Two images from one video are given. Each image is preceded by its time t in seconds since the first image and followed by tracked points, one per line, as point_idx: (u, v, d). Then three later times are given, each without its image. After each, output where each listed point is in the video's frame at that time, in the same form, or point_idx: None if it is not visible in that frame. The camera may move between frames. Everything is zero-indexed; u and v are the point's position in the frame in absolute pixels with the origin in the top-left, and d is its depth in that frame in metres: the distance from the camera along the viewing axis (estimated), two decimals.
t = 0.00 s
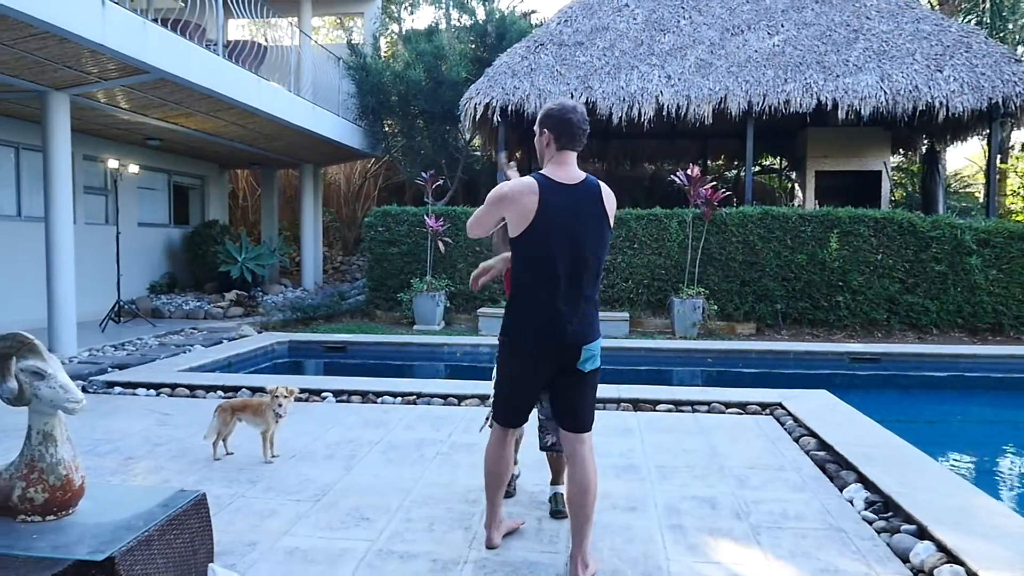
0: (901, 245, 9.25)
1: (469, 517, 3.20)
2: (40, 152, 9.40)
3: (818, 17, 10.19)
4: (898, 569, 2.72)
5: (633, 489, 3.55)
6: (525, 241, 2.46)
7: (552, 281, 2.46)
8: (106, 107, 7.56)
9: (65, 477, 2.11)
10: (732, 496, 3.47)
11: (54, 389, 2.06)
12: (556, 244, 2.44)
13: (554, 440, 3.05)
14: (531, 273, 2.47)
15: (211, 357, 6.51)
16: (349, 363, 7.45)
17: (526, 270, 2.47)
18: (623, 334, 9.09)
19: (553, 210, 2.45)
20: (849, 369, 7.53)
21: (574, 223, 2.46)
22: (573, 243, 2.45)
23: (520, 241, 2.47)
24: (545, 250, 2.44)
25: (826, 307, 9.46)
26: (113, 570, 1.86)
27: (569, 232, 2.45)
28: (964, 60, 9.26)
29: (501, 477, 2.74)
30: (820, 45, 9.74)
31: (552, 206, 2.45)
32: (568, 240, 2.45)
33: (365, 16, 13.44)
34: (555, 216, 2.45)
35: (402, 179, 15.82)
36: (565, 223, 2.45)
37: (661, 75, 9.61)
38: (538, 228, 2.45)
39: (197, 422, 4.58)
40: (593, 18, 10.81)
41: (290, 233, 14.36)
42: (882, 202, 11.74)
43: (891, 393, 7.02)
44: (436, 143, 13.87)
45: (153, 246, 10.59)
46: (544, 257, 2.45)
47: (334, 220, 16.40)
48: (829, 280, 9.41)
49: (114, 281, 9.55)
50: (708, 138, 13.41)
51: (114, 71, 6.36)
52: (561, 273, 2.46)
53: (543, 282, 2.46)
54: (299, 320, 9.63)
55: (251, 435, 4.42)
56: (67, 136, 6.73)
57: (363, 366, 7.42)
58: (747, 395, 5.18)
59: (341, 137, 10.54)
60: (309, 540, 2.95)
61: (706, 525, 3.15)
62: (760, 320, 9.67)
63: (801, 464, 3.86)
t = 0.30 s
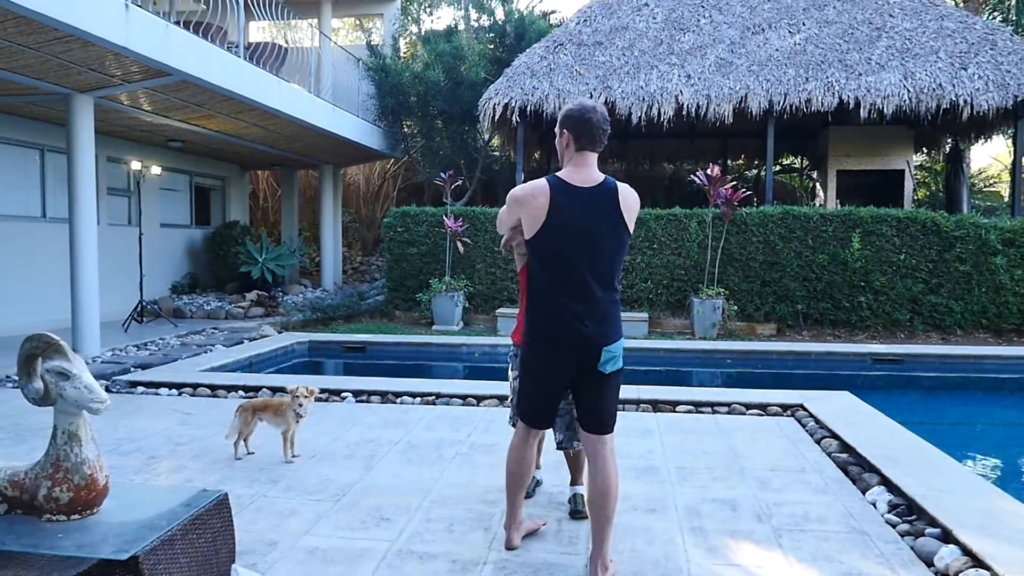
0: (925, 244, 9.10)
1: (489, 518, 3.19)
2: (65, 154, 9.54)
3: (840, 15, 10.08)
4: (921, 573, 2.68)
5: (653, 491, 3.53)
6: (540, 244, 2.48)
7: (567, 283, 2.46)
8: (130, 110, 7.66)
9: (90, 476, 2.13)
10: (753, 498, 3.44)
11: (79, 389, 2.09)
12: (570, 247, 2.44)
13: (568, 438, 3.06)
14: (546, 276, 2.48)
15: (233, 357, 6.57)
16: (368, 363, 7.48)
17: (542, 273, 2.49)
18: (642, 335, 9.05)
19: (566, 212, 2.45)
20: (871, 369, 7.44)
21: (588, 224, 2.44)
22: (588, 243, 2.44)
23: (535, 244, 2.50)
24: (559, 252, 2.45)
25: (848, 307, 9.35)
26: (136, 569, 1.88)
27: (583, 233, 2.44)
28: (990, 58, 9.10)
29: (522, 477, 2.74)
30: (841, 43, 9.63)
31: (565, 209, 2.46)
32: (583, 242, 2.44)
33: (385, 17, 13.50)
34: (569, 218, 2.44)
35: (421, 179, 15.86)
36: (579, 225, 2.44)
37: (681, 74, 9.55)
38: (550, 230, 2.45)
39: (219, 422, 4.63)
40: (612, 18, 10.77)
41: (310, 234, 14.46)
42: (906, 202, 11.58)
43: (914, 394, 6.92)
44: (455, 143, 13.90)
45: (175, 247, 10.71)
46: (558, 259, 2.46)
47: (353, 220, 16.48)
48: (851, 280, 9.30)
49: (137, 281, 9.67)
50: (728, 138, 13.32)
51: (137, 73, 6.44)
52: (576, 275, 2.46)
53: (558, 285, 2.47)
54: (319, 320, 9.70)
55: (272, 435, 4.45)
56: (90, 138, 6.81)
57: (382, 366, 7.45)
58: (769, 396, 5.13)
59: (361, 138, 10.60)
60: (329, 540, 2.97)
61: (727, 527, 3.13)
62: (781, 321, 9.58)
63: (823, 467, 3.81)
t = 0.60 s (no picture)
0: (927, 244, 9.08)
1: (491, 518, 3.19)
2: (67, 155, 9.55)
3: (842, 15, 10.07)
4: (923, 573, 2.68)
5: (655, 491, 3.53)
6: (538, 245, 2.51)
7: (565, 283, 2.47)
8: (132, 110, 7.67)
9: (93, 477, 2.13)
10: (756, 499, 3.44)
11: (82, 390, 2.09)
12: (567, 247, 2.46)
13: (573, 434, 3.02)
14: (544, 276, 2.50)
15: (234, 357, 6.57)
16: (370, 364, 7.48)
17: (541, 274, 2.52)
18: (644, 335, 9.04)
19: (563, 213, 2.47)
20: (872, 369, 7.43)
21: (585, 224, 2.45)
22: (585, 243, 2.45)
23: (533, 245, 2.53)
24: (556, 253, 2.47)
25: (850, 308, 9.34)
26: (140, 570, 1.88)
27: (579, 233, 2.46)
28: (992, 58, 9.09)
29: (528, 476, 2.76)
30: (843, 43, 9.62)
31: (562, 209, 2.48)
32: (580, 241, 2.46)
33: (386, 17, 13.50)
34: (565, 218, 2.46)
35: (422, 179, 15.87)
36: (575, 225, 2.46)
37: (682, 74, 9.54)
38: (548, 230, 2.48)
39: (221, 422, 4.63)
40: (613, 18, 10.77)
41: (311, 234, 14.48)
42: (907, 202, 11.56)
43: (915, 395, 6.92)
44: (456, 143, 13.91)
45: (177, 247, 10.72)
46: (556, 259, 2.48)
47: (355, 220, 16.48)
48: (853, 280, 9.29)
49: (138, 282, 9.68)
50: (729, 138, 13.31)
51: (139, 73, 6.44)
52: (574, 275, 2.47)
53: (556, 285, 2.49)
54: (321, 320, 9.72)
55: (274, 435, 4.45)
56: (92, 138, 6.82)
57: (383, 366, 7.46)
58: (770, 396, 5.13)
59: (362, 138, 10.60)
60: (331, 540, 2.97)
61: (730, 528, 3.12)
62: (782, 321, 9.58)
63: (825, 467, 3.81)
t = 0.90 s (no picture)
0: (927, 244, 9.09)
1: (492, 519, 3.19)
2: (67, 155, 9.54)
3: (841, 15, 10.07)
4: (924, 573, 2.68)
5: (656, 491, 3.53)
6: (539, 246, 2.50)
7: (567, 283, 2.48)
8: (131, 110, 7.66)
9: (94, 478, 2.13)
10: (756, 499, 3.44)
11: (83, 391, 2.09)
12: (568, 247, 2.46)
13: (578, 435, 3.03)
14: (546, 277, 2.50)
15: (234, 357, 6.57)
16: (370, 364, 7.48)
17: (542, 275, 2.51)
18: (644, 335, 9.04)
19: (564, 214, 2.47)
20: (872, 370, 7.43)
21: (585, 225, 2.47)
22: (586, 243, 2.46)
23: (534, 246, 2.52)
24: (558, 255, 2.47)
25: (850, 308, 9.34)
26: (142, 571, 1.88)
27: (580, 234, 2.47)
28: (991, 58, 9.08)
29: (530, 476, 2.77)
30: (843, 43, 9.62)
31: (563, 210, 2.48)
32: (581, 242, 2.47)
33: (386, 18, 13.50)
34: (566, 219, 2.47)
35: (422, 179, 15.86)
36: (576, 226, 2.47)
37: (683, 74, 9.54)
38: (549, 232, 2.48)
39: (221, 422, 4.63)
40: (613, 18, 10.77)
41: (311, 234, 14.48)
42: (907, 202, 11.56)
43: (915, 394, 6.92)
44: (456, 143, 13.92)
45: (177, 247, 10.72)
46: (558, 260, 2.48)
47: (355, 220, 16.49)
48: (853, 280, 9.30)
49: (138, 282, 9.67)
50: (730, 137, 13.28)
51: (139, 74, 6.44)
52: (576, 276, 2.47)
53: (558, 287, 2.49)
54: (321, 320, 9.72)
55: (274, 436, 4.45)
56: (92, 139, 6.82)
57: (383, 366, 7.46)
58: (770, 396, 5.13)
59: (362, 138, 10.58)
60: (333, 541, 2.97)
61: (730, 528, 3.13)
62: (782, 321, 9.58)
63: (826, 467, 3.81)
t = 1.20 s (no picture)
0: (926, 244, 9.09)
1: (492, 519, 3.20)
2: (66, 155, 9.54)
3: (840, 15, 10.08)
4: (924, 573, 2.69)
5: (656, 491, 3.54)
6: (536, 249, 2.55)
7: (564, 285, 2.50)
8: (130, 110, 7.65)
9: (96, 479, 2.13)
10: (756, 499, 3.44)
11: (85, 391, 2.09)
12: (564, 249, 2.49)
13: (576, 438, 3.05)
14: (544, 279, 2.54)
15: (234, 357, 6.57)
16: (370, 364, 7.48)
17: (541, 276, 2.55)
18: (643, 335, 9.04)
19: (559, 215, 2.50)
20: (872, 369, 7.44)
21: (580, 226, 2.47)
22: (581, 244, 2.46)
23: (532, 248, 2.58)
24: (554, 256, 2.51)
25: (849, 308, 9.35)
26: (144, 571, 1.88)
27: (575, 234, 2.48)
28: (990, 58, 9.09)
29: (534, 475, 2.78)
30: (842, 43, 9.63)
31: (557, 211, 2.51)
32: (577, 243, 2.48)
33: (386, 18, 13.49)
34: (561, 221, 2.49)
35: (421, 180, 15.85)
36: (571, 227, 2.48)
37: (682, 74, 9.54)
38: (545, 234, 2.52)
39: (221, 423, 4.63)
40: (613, 18, 10.77)
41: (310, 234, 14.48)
42: (906, 202, 11.56)
43: (914, 394, 6.93)
44: (455, 143, 13.91)
45: (176, 248, 10.71)
46: (555, 260, 2.51)
47: (354, 220, 16.49)
48: (852, 280, 9.30)
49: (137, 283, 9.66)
50: (729, 137, 13.26)
51: (139, 74, 6.44)
52: (573, 277, 2.49)
53: (556, 287, 2.52)
54: (320, 320, 9.72)
55: (274, 436, 4.45)
56: (92, 139, 6.81)
57: (383, 367, 7.46)
58: (770, 396, 5.13)
59: (361, 138, 10.58)
60: (334, 541, 2.97)
61: (731, 528, 3.13)
62: (781, 321, 9.58)
63: (826, 467, 3.82)
